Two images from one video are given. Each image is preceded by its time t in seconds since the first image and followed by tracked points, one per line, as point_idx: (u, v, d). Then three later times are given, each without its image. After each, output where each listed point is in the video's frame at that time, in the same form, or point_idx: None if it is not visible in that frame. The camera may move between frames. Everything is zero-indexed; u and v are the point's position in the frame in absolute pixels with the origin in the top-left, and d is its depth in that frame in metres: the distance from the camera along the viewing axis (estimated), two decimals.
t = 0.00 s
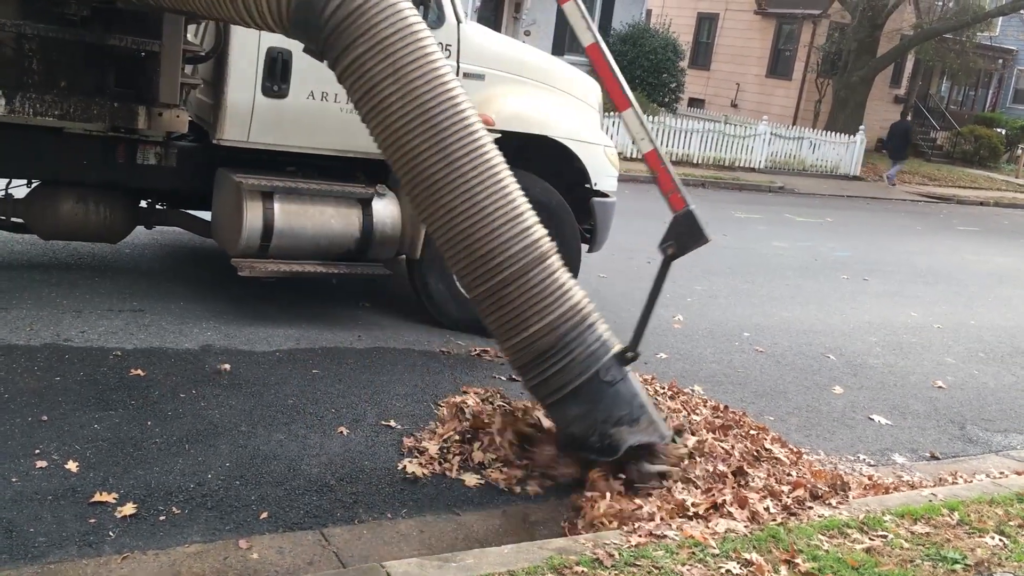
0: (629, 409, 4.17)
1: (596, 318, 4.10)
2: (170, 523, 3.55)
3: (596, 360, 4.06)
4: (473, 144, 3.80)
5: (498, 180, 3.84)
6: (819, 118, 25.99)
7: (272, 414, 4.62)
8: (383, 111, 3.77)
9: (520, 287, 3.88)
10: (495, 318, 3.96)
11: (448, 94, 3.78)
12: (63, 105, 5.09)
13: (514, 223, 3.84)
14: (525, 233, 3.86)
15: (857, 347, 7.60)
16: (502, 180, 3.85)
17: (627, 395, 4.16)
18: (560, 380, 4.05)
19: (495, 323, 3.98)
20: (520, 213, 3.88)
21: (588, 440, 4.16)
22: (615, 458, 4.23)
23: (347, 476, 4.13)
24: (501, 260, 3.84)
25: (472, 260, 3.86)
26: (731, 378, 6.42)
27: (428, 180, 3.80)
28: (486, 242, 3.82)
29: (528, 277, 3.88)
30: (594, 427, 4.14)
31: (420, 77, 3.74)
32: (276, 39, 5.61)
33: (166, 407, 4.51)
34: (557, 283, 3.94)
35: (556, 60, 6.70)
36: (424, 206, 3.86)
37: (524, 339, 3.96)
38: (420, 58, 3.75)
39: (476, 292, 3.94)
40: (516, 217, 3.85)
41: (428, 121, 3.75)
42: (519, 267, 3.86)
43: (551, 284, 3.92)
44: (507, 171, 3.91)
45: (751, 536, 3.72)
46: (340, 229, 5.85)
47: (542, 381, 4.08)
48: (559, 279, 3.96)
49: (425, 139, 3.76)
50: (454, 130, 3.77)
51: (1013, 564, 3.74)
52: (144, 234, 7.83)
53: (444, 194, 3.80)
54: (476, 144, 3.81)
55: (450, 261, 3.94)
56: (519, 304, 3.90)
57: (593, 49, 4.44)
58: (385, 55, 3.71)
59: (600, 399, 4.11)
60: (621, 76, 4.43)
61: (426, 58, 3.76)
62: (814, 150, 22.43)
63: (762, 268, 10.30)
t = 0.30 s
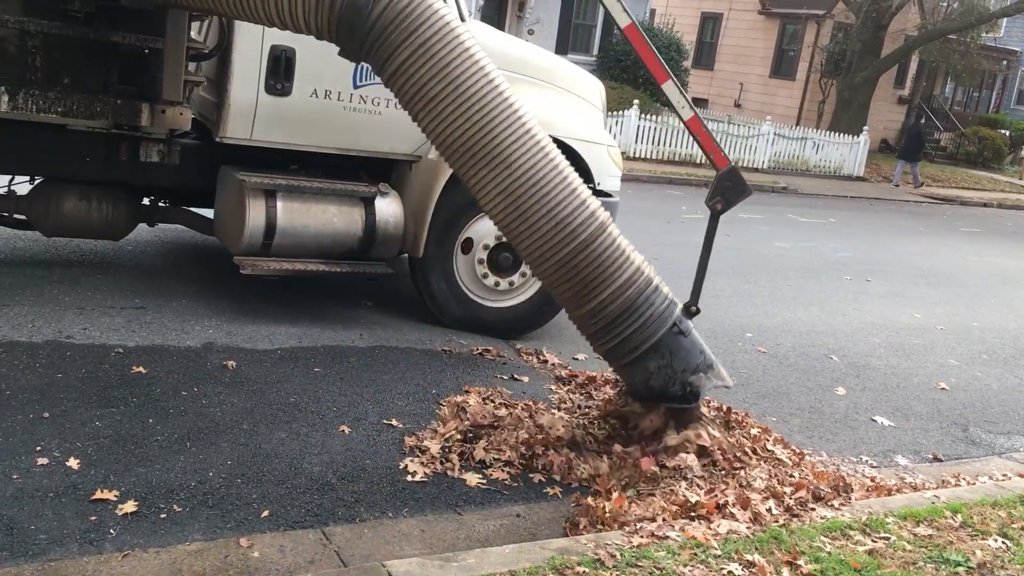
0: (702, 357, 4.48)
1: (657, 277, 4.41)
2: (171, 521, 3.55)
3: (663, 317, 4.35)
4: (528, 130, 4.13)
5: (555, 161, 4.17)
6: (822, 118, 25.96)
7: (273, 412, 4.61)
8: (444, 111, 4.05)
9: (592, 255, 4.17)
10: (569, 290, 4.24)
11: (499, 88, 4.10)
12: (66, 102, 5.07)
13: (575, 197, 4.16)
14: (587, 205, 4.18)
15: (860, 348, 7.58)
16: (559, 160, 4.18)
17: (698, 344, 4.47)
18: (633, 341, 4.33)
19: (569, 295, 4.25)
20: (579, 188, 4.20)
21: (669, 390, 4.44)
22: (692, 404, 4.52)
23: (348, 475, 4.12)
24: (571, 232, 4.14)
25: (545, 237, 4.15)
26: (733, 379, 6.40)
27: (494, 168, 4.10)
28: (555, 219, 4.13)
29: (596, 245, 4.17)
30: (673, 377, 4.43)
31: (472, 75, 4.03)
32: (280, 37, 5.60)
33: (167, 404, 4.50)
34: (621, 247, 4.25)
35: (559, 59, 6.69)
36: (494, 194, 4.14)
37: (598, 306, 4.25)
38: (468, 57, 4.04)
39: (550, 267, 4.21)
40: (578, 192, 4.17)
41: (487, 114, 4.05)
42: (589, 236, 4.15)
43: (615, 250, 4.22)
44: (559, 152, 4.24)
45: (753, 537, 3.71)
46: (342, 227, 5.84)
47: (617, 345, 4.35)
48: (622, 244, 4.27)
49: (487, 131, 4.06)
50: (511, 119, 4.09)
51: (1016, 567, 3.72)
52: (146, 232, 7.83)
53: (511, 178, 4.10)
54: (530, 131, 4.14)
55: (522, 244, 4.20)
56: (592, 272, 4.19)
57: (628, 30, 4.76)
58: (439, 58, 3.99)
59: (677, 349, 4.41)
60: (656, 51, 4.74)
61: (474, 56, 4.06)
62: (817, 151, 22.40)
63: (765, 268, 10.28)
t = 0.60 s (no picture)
0: (664, 344, 4.81)
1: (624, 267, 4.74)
2: (168, 519, 3.54)
3: (631, 307, 4.69)
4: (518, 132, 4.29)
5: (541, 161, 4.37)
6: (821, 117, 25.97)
7: (271, 410, 4.61)
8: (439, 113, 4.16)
9: (571, 251, 4.46)
10: (549, 283, 4.52)
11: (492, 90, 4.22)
12: (63, 99, 5.08)
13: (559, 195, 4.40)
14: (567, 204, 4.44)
15: (858, 347, 7.59)
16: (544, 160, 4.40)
17: (661, 332, 4.80)
18: (604, 329, 4.66)
19: (548, 287, 4.54)
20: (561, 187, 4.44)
21: (633, 374, 4.77)
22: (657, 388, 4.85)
23: (345, 473, 4.11)
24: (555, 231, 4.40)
25: (530, 234, 4.39)
26: (731, 377, 6.40)
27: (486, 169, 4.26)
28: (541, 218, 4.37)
29: (575, 242, 4.46)
30: (636, 363, 4.76)
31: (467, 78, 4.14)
32: (278, 34, 5.58)
33: (165, 402, 4.50)
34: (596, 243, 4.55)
35: (558, 56, 6.67)
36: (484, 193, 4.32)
37: (575, 298, 4.55)
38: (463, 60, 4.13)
39: (532, 261, 4.47)
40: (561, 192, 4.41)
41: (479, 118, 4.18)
42: (569, 234, 4.44)
43: (591, 245, 4.53)
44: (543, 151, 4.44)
45: (751, 536, 3.71)
46: (340, 225, 5.84)
47: (588, 333, 4.68)
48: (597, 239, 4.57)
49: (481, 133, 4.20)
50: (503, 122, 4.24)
51: (1013, 566, 3.72)
52: (144, 229, 7.82)
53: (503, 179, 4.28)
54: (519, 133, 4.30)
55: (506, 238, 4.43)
56: (570, 268, 4.48)
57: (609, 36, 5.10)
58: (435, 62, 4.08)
59: (642, 337, 4.74)
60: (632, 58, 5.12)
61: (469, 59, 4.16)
62: (816, 149, 22.40)
63: (763, 266, 10.29)
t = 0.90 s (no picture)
0: (629, 343, 5.05)
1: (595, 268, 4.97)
2: (170, 516, 3.55)
3: (599, 305, 4.92)
4: (500, 131, 4.49)
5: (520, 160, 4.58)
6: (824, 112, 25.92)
7: (273, 407, 4.61)
8: (421, 103, 4.38)
9: (541, 249, 4.68)
10: (519, 278, 4.77)
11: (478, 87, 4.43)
12: (64, 96, 5.05)
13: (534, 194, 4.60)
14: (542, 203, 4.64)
15: (860, 343, 7.58)
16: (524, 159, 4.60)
17: (626, 332, 5.04)
18: (570, 325, 4.89)
19: (517, 281, 4.77)
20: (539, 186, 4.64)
21: (597, 371, 4.99)
22: (619, 387, 5.07)
23: (348, 470, 4.11)
24: (527, 227, 4.61)
25: (503, 229, 4.61)
26: (733, 373, 6.40)
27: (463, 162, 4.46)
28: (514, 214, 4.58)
29: (546, 241, 4.67)
30: (600, 361, 4.98)
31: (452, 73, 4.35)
32: (279, 31, 5.58)
33: (167, 399, 4.50)
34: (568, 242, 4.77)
35: (562, 52, 6.66)
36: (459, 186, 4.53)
37: (543, 293, 4.78)
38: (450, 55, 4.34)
39: (503, 255, 4.70)
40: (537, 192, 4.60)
41: (462, 112, 4.38)
42: (541, 232, 4.65)
43: (562, 244, 4.74)
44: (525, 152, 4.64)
45: (753, 532, 3.71)
46: (342, 222, 5.83)
47: (554, 327, 4.91)
48: (570, 238, 4.79)
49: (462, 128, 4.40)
50: (485, 119, 4.45)
51: (1016, 562, 3.72)
52: (145, 226, 7.82)
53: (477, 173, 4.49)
54: (501, 131, 4.50)
55: (480, 230, 4.65)
56: (540, 265, 4.71)
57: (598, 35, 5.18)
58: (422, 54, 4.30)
59: (606, 336, 4.97)
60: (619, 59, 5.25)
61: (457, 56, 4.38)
62: (818, 145, 22.36)
63: (765, 262, 10.27)
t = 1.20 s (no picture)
0: (625, 367, 4.75)
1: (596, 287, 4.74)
2: (173, 513, 3.55)
3: (598, 325, 4.68)
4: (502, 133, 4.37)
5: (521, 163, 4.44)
6: (826, 107, 25.88)
7: (275, 403, 4.61)
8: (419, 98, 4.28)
9: (538, 258, 4.48)
10: (512, 289, 4.56)
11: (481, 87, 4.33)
12: (66, 93, 5.04)
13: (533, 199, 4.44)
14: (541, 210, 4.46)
15: (862, 338, 7.57)
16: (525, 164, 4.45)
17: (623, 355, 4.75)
18: (566, 343, 4.64)
19: (512, 292, 4.56)
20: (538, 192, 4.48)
21: (589, 396, 4.70)
22: (612, 414, 4.75)
23: (350, 466, 4.12)
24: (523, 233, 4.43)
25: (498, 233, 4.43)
26: (736, 369, 6.39)
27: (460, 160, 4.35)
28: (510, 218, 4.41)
29: (542, 250, 4.49)
30: (594, 384, 4.69)
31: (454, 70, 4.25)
32: (280, 28, 5.58)
33: (169, 396, 4.50)
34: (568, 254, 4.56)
35: (564, 49, 6.65)
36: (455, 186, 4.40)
37: (537, 305, 4.56)
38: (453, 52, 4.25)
39: (497, 262, 4.51)
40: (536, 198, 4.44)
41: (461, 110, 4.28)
42: (537, 241, 4.46)
43: (560, 255, 4.53)
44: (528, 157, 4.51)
45: (755, 528, 3.71)
46: (344, 219, 5.83)
47: (548, 344, 4.67)
48: (570, 251, 4.58)
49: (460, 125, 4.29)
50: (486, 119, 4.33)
51: (1018, 557, 3.71)
52: (147, 223, 7.82)
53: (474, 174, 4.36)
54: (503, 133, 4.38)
55: (474, 234, 4.48)
56: (535, 275, 4.50)
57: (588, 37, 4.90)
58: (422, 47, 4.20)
59: (602, 357, 4.69)
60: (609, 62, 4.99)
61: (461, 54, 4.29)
62: (821, 140, 22.32)
63: (767, 258, 10.26)
